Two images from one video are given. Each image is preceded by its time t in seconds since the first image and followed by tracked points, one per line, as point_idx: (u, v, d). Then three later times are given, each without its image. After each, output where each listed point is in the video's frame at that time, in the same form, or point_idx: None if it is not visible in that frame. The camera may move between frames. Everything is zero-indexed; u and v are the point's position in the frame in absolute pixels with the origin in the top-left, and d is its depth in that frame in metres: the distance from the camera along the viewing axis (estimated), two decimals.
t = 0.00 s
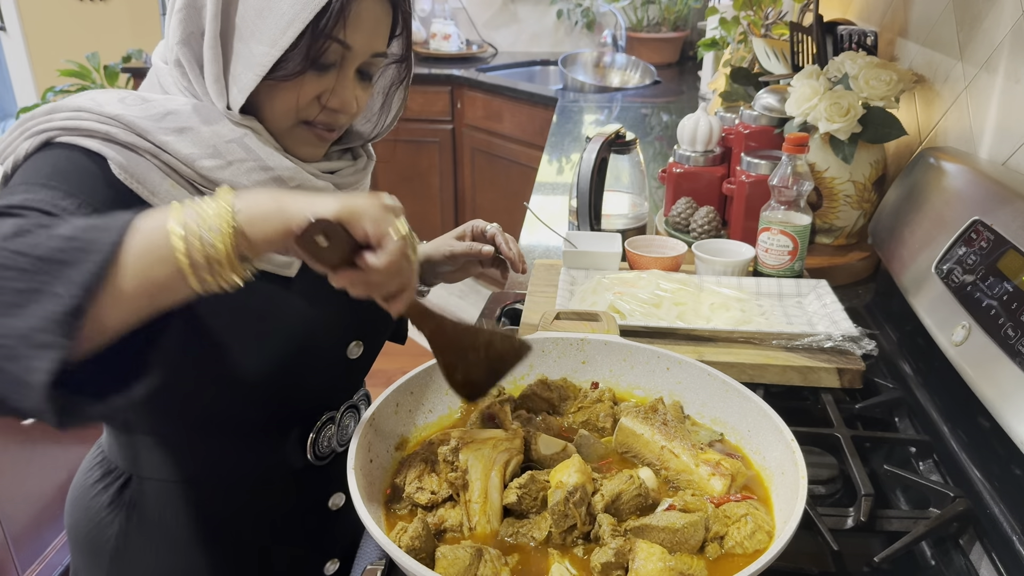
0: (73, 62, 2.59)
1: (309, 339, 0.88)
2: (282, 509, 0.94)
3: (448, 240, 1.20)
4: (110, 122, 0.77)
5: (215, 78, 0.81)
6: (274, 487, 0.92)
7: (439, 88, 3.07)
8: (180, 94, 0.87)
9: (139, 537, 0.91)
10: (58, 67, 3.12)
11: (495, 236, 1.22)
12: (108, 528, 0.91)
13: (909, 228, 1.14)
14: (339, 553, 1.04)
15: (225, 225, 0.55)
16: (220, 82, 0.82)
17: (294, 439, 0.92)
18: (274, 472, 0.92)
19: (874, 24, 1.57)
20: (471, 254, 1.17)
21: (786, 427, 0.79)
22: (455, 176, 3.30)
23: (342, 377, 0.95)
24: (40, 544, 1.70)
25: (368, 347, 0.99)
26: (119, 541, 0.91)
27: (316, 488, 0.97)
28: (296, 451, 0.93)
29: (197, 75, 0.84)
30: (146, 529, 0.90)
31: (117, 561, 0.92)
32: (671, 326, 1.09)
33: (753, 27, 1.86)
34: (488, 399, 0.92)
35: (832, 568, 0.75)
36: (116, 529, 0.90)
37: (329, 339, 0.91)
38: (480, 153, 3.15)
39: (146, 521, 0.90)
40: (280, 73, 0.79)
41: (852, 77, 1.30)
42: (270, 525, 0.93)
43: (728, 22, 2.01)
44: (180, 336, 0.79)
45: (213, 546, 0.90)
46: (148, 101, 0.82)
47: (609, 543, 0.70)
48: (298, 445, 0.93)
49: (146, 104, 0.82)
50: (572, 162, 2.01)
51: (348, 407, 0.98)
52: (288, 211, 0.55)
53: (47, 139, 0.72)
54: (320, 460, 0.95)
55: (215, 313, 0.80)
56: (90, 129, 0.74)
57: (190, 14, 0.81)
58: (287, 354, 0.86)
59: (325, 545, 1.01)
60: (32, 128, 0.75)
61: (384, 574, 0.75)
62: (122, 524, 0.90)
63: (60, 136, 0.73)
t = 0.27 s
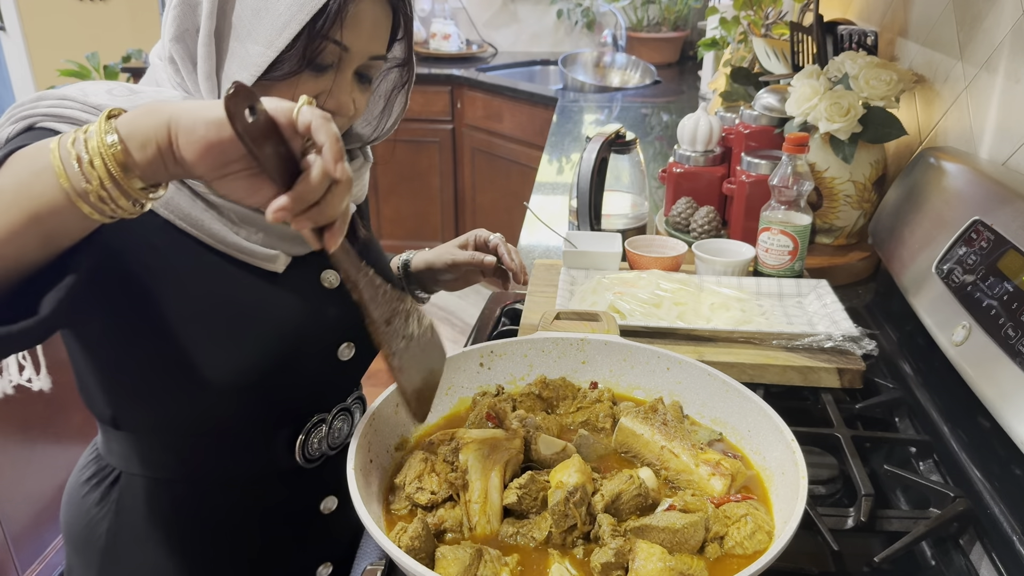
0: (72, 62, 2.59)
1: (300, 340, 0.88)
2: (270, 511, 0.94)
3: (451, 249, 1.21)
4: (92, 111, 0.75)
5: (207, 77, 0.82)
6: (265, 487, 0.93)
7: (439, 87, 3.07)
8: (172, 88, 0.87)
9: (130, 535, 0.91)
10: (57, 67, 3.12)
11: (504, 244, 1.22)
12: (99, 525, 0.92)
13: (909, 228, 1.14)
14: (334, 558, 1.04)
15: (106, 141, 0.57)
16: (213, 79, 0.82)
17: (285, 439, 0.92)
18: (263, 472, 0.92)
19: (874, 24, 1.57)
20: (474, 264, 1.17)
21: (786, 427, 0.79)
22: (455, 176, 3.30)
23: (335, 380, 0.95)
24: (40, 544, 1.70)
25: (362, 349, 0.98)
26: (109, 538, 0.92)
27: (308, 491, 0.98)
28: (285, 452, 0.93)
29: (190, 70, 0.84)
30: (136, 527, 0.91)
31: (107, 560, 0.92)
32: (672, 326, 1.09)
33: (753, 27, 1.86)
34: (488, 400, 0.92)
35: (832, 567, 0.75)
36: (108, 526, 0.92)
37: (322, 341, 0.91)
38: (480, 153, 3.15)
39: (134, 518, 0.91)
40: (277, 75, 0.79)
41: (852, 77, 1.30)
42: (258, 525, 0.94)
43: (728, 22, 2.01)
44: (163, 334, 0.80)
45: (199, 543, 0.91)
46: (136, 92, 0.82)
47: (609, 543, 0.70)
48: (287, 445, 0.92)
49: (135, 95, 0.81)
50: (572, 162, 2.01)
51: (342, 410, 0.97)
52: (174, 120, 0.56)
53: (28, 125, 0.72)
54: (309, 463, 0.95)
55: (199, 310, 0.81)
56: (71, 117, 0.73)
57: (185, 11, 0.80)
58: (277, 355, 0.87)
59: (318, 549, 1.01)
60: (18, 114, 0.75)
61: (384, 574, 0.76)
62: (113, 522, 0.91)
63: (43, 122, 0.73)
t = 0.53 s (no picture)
0: (72, 63, 2.59)
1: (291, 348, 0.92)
2: (260, 513, 0.96)
3: (452, 251, 1.21)
4: (82, 121, 0.78)
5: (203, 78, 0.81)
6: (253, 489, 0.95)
7: (439, 87, 3.07)
8: (170, 91, 0.87)
9: (122, 537, 0.93)
10: (57, 67, 3.11)
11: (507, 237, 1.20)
12: (93, 526, 0.94)
13: (909, 228, 1.14)
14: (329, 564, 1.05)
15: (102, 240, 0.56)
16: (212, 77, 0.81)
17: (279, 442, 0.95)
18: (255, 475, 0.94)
19: (874, 24, 1.57)
20: (475, 265, 1.17)
21: (786, 427, 0.79)
22: (455, 176, 3.30)
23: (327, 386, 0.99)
24: (40, 544, 1.70)
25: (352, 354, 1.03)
26: (102, 539, 0.93)
27: (299, 495, 0.99)
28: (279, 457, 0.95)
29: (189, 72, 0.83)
30: (129, 528, 0.92)
31: (99, 562, 0.94)
32: (671, 326, 1.09)
33: (753, 27, 1.86)
34: (489, 399, 0.92)
35: (832, 568, 0.75)
36: (101, 526, 0.93)
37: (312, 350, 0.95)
38: (480, 153, 3.15)
39: (128, 519, 0.92)
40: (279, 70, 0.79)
41: (852, 77, 1.30)
42: (247, 527, 0.95)
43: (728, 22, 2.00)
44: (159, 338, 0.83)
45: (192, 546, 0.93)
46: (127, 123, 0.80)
47: (610, 542, 0.70)
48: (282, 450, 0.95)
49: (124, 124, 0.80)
50: (572, 162, 2.00)
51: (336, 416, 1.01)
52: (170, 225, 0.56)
53: (19, 134, 0.74)
54: (303, 468, 0.98)
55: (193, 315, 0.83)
56: (61, 126, 0.76)
57: (186, 10, 0.80)
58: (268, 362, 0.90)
59: (311, 553, 1.01)
60: (7, 121, 0.76)
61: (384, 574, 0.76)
62: (106, 523, 0.93)
63: (33, 131, 0.75)
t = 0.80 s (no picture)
0: (73, 63, 2.59)
1: (308, 366, 0.90)
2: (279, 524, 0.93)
3: (466, 246, 1.20)
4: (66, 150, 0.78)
5: (192, 79, 0.80)
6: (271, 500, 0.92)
7: (439, 87, 3.07)
8: (154, 112, 0.84)
9: (138, 555, 0.90)
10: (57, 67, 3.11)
11: (517, 228, 1.20)
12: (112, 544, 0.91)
13: (909, 228, 1.14)
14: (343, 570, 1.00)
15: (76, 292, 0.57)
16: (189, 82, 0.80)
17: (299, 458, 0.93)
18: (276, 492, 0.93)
19: (875, 24, 1.57)
20: (488, 256, 1.16)
21: (786, 426, 0.79)
22: (455, 177, 3.30)
23: (345, 396, 0.97)
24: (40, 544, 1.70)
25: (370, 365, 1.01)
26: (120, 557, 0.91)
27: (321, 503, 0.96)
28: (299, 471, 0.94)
29: (174, 79, 0.82)
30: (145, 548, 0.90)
31: None
32: (672, 326, 1.09)
33: (753, 27, 1.86)
34: (480, 399, 0.91)
35: (832, 567, 0.75)
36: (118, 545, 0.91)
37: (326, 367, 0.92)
38: (480, 153, 3.15)
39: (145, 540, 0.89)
40: (226, 49, 0.78)
41: (852, 77, 1.30)
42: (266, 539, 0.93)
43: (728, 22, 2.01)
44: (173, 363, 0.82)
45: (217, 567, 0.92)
46: (111, 176, 0.76)
47: (630, 543, 0.70)
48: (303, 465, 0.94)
49: (111, 179, 0.76)
50: (572, 162, 2.00)
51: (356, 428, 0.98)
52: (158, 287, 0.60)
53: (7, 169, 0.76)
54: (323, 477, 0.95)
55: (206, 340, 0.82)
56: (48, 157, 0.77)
57: (145, 23, 0.79)
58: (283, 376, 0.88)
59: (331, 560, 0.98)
60: None
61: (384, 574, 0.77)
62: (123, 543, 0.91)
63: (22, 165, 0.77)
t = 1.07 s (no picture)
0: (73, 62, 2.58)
1: (288, 384, 0.92)
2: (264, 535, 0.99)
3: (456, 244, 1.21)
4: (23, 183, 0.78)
5: (146, 95, 0.80)
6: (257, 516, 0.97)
7: (439, 87, 3.07)
8: (110, 131, 0.85)
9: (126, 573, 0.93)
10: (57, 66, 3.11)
11: (509, 227, 1.21)
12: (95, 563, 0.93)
13: (909, 228, 1.14)
14: None
15: None
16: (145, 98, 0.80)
17: (287, 472, 0.97)
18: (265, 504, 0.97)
19: (875, 24, 1.57)
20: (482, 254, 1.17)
21: (786, 426, 0.79)
22: (455, 177, 3.30)
23: (328, 405, 1.00)
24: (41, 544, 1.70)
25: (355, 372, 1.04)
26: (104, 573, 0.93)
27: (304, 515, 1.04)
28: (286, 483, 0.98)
29: (126, 93, 0.82)
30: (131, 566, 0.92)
31: None
32: (672, 326, 1.09)
33: (753, 27, 1.86)
34: (481, 399, 0.91)
35: (832, 568, 0.75)
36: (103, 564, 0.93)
37: (302, 383, 0.94)
38: (480, 153, 3.15)
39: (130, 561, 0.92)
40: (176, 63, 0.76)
41: (852, 77, 1.30)
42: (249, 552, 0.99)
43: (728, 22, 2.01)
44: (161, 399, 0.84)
45: None
46: (63, 201, 0.77)
47: (629, 542, 0.70)
48: (290, 478, 0.98)
49: (62, 205, 0.77)
50: (573, 162, 2.01)
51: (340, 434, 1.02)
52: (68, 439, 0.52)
53: None
54: (311, 493, 1.01)
55: (187, 371, 0.84)
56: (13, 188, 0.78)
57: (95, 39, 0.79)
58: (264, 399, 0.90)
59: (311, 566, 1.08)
60: None
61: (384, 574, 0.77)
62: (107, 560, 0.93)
63: None
